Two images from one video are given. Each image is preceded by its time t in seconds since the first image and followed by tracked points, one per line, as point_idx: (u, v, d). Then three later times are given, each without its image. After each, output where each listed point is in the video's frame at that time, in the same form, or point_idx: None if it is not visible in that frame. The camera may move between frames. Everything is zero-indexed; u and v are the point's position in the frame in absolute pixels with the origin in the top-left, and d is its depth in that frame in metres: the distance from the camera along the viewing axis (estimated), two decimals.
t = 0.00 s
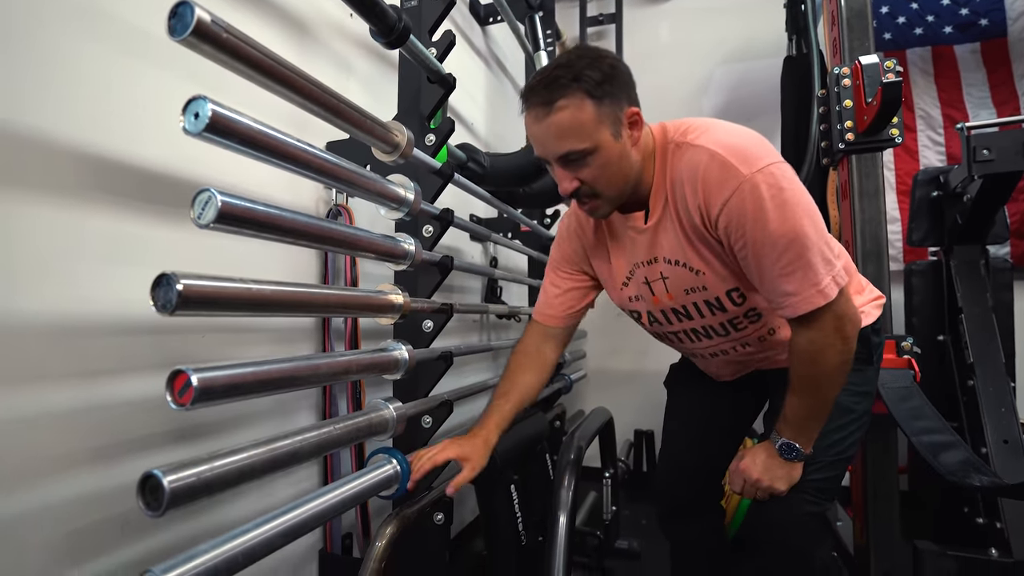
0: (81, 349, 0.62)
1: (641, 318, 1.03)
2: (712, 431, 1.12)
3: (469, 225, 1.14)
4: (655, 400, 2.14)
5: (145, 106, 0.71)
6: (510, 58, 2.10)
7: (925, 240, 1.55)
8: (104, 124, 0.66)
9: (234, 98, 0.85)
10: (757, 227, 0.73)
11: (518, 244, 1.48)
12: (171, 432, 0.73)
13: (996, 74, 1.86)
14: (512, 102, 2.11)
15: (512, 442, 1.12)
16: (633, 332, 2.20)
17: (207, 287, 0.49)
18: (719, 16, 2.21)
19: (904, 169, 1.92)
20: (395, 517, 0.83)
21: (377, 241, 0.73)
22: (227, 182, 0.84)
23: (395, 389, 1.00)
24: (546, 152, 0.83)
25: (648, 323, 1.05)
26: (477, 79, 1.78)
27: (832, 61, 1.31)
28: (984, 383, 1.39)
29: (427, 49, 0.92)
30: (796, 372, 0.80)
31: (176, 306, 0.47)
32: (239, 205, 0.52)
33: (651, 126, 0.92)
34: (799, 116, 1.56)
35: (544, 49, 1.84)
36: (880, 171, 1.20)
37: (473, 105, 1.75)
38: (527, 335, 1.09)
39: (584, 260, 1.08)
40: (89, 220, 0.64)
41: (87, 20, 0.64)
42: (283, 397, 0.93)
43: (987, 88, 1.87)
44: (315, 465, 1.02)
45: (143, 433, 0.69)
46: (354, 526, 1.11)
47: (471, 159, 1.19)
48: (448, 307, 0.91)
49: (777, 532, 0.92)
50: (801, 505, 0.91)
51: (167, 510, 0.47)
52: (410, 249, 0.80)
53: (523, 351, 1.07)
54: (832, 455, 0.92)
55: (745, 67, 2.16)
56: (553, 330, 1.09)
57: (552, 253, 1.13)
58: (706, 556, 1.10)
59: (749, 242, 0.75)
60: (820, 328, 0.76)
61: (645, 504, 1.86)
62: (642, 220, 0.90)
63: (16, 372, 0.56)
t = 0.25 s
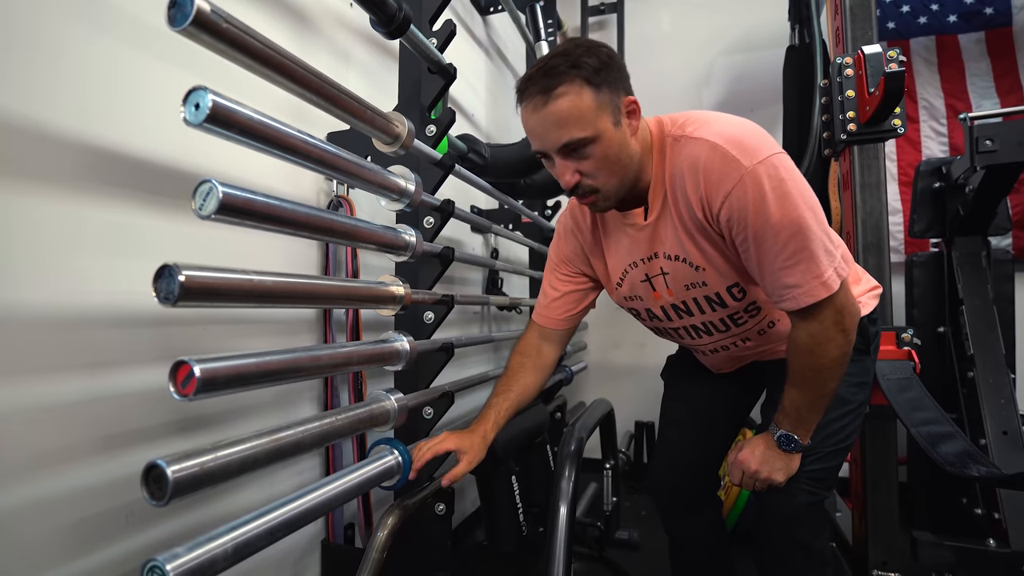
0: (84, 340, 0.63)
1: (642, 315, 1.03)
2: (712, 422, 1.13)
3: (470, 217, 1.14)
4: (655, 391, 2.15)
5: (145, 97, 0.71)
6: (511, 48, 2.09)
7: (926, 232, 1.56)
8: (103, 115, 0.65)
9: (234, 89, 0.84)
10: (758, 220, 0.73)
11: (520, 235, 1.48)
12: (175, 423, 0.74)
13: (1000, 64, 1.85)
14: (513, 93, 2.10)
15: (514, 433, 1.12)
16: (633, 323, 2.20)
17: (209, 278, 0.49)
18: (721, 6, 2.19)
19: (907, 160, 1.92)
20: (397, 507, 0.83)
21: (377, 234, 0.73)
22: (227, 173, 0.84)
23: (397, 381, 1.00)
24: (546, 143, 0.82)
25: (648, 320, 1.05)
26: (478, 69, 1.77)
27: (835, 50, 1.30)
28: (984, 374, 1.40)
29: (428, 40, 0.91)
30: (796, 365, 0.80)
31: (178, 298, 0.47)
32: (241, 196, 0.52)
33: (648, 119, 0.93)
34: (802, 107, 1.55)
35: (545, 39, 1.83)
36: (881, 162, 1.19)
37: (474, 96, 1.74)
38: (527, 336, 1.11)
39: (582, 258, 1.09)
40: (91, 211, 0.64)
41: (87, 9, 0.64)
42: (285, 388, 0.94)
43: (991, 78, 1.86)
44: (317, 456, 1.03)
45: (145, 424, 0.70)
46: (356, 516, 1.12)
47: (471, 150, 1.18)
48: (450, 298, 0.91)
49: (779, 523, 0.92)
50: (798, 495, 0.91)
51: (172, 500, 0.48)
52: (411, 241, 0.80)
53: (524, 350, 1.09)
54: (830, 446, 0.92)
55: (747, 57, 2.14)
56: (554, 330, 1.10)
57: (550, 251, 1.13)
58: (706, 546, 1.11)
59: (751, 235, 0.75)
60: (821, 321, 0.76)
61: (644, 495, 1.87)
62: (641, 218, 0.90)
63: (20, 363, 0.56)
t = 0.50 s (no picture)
0: (84, 340, 0.63)
1: (640, 317, 1.04)
2: (712, 422, 1.12)
3: (471, 217, 1.14)
4: (656, 391, 2.15)
5: (145, 97, 0.71)
6: (511, 48, 2.08)
7: (927, 231, 1.55)
8: (103, 115, 0.65)
9: (233, 89, 0.84)
10: (752, 222, 0.73)
11: (520, 235, 1.48)
12: (175, 423, 0.74)
13: (1001, 63, 1.85)
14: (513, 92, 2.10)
15: (515, 434, 1.12)
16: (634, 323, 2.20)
17: (209, 278, 0.49)
18: (721, 5, 2.19)
19: (908, 159, 1.91)
20: (398, 507, 0.83)
21: (378, 234, 0.73)
22: (227, 173, 0.84)
23: (397, 380, 1.00)
24: (544, 143, 0.82)
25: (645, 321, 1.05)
26: (478, 69, 1.77)
27: (836, 50, 1.30)
28: (985, 373, 1.39)
29: (429, 39, 0.91)
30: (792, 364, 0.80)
31: (178, 298, 0.47)
32: (240, 196, 0.52)
33: (640, 121, 0.93)
34: (803, 106, 1.55)
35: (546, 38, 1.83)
36: (882, 161, 1.19)
37: (474, 95, 1.74)
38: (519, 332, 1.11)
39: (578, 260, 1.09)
40: (90, 211, 0.64)
41: (86, 9, 0.64)
42: (286, 388, 0.94)
43: (992, 78, 1.85)
44: (317, 455, 1.03)
45: (145, 424, 0.70)
46: (356, 516, 1.12)
47: (472, 150, 1.18)
48: (450, 298, 0.91)
49: (779, 523, 0.92)
50: (796, 495, 0.91)
51: (172, 499, 0.48)
52: (412, 241, 0.80)
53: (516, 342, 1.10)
54: (828, 446, 0.92)
55: (748, 56, 2.14)
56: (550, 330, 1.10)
57: (547, 253, 1.14)
58: (706, 545, 1.11)
59: (745, 236, 0.75)
60: (815, 321, 0.76)
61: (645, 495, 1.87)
62: (636, 219, 0.91)
63: (21, 363, 0.57)
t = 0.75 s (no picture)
0: (86, 340, 0.63)
1: (637, 312, 1.04)
2: (712, 421, 1.13)
3: (472, 217, 1.14)
4: (657, 391, 2.15)
5: (146, 97, 0.71)
6: (512, 48, 2.08)
7: (929, 231, 1.55)
8: (103, 115, 0.65)
9: (233, 89, 0.84)
10: (736, 219, 0.73)
11: (521, 235, 1.48)
12: (177, 423, 0.74)
13: (1003, 62, 1.85)
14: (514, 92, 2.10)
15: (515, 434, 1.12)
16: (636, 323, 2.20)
17: (210, 279, 0.49)
18: (721, 5, 2.19)
19: (909, 159, 1.92)
20: (399, 507, 0.83)
21: (379, 233, 0.73)
22: (227, 173, 0.84)
23: (398, 380, 1.00)
24: (534, 134, 0.82)
25: (642, 315, 1.05)
26: (479, 69, 1.77)
27: (837, 49, 1.30)
28: (987, 373, 1.39)
29: (429, 39, 0.92)
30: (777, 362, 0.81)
31: (179, 298, 0.47)
32: (241, 197, 0.52)
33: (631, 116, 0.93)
34: (804, 106, 1.55)
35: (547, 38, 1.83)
36: (883, 161, 1.19)
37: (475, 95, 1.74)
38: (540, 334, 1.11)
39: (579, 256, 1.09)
40: (92, 211, 0.64)
41: (87, 10, 0.64)
42: (287, 388, 0.94)
43: (994, 77, 1.85)
44: (319, 455, 1.03)
45: (146, 424, 0.70)
46: (357, 516, 1.12)
47: (473, 150, 1.18)
48: (451, 298, 0.91)
49: (777, 523, 0.92)
50: (791, 494, 0.91)
51: (173, 499, 0.48)
52: (413, 241, 0.81)
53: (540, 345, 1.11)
54: (822, 445, 0.92)
55: (749, 56, 2.14)
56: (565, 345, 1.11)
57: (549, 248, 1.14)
58: (706, 545, 1.11)
59: (730, 232, 0.75)
60: (798, 317, 0.76)
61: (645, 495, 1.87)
62: (628, 213, 0.91)
63: (23, 363, 0.57)
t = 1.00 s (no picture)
0: (89, 339, 0.63)
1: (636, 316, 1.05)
2: (714, 421, 1.13)
3: (474, 217, 1.14)
4: (659, 390, 2.15)
5: (148, 97, 0.71)
6: (514, 48, 2.08)
7: (931, 231, 1.55)
8: (105, 115, 0.66)
9: (235, 89, 0.84)
10: (722, 222, 0.74)
11: (523, 235, 1.48)
12: (180, 422, 0.74)
13: (1005, 62, 1.84)
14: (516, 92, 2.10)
15: (517, 433, 1.13)
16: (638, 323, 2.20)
17: (215, 278, 0.49)
18: (723, 5, 2.18)
19: (912, 159, 1.92)
20: (402, 507, 0.83)
21: (383, 234, 0.73)
22: (230, 173, 0.84)
23: (401, 380, 1.00)
24: (519, 150, 0.86)
25: (641, 319, 1.05)
26: (481, 69, 1.77)
27: (839, 49, 1.30)
28: (989, 373, 1.39)
29: (432, 39, 0.92)
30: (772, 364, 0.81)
31: (184, 297, 0.47)
32: (246, 196, 0.52)
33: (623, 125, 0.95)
34: (806, 105, 1.55)
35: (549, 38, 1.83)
36: (886, 161, 1.19)
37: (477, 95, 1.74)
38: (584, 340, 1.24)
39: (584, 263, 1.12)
40: (94, 210, 0.64)
41: (89, 10, 0.64)
42: (290, 388, 0.94)
43: (996, 76, 1.85)
44: (322, 455, 1.03)
45: (149, 424, 0.70)
46: (360, 515, 1.13)
47: (475, 150, 1.18)
48: (454, 297, 0.91)
49: (775, 522, 0.91)
50: (790, 494, 0.90)
51: (179, 498, 0.48)
52: (416, 241, 0.81)
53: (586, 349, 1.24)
54: (822, 444, 0.92)
55: (750, 55, 2.13)
56: (609, 361, 1.20)
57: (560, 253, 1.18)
58: (708, 544, 1.10)
59: (718, 235, 0.75)
60: (788, 319, 0.76)
61: (647, 494, 1.86)
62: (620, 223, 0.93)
63: (25, 362, 0.57)
